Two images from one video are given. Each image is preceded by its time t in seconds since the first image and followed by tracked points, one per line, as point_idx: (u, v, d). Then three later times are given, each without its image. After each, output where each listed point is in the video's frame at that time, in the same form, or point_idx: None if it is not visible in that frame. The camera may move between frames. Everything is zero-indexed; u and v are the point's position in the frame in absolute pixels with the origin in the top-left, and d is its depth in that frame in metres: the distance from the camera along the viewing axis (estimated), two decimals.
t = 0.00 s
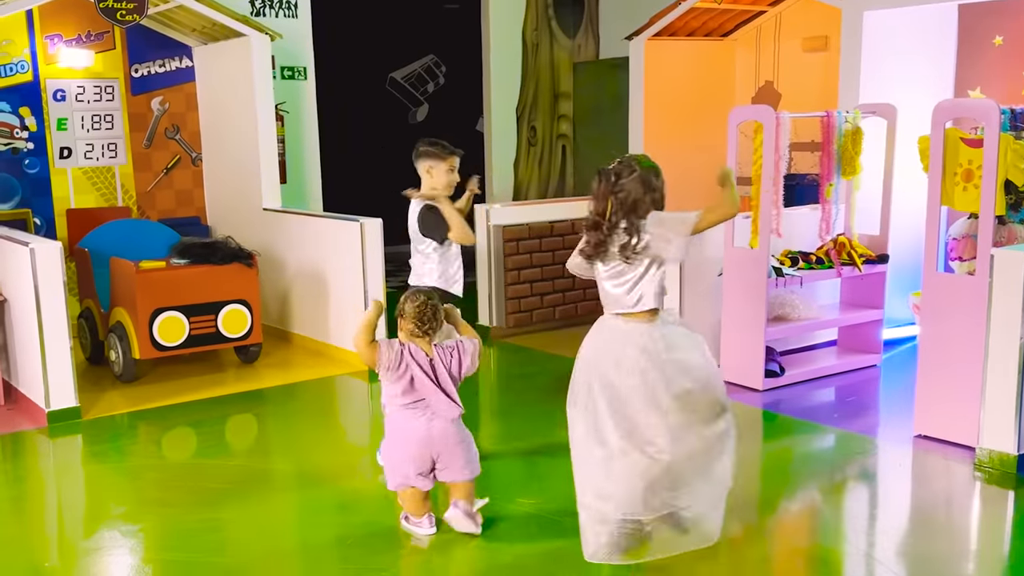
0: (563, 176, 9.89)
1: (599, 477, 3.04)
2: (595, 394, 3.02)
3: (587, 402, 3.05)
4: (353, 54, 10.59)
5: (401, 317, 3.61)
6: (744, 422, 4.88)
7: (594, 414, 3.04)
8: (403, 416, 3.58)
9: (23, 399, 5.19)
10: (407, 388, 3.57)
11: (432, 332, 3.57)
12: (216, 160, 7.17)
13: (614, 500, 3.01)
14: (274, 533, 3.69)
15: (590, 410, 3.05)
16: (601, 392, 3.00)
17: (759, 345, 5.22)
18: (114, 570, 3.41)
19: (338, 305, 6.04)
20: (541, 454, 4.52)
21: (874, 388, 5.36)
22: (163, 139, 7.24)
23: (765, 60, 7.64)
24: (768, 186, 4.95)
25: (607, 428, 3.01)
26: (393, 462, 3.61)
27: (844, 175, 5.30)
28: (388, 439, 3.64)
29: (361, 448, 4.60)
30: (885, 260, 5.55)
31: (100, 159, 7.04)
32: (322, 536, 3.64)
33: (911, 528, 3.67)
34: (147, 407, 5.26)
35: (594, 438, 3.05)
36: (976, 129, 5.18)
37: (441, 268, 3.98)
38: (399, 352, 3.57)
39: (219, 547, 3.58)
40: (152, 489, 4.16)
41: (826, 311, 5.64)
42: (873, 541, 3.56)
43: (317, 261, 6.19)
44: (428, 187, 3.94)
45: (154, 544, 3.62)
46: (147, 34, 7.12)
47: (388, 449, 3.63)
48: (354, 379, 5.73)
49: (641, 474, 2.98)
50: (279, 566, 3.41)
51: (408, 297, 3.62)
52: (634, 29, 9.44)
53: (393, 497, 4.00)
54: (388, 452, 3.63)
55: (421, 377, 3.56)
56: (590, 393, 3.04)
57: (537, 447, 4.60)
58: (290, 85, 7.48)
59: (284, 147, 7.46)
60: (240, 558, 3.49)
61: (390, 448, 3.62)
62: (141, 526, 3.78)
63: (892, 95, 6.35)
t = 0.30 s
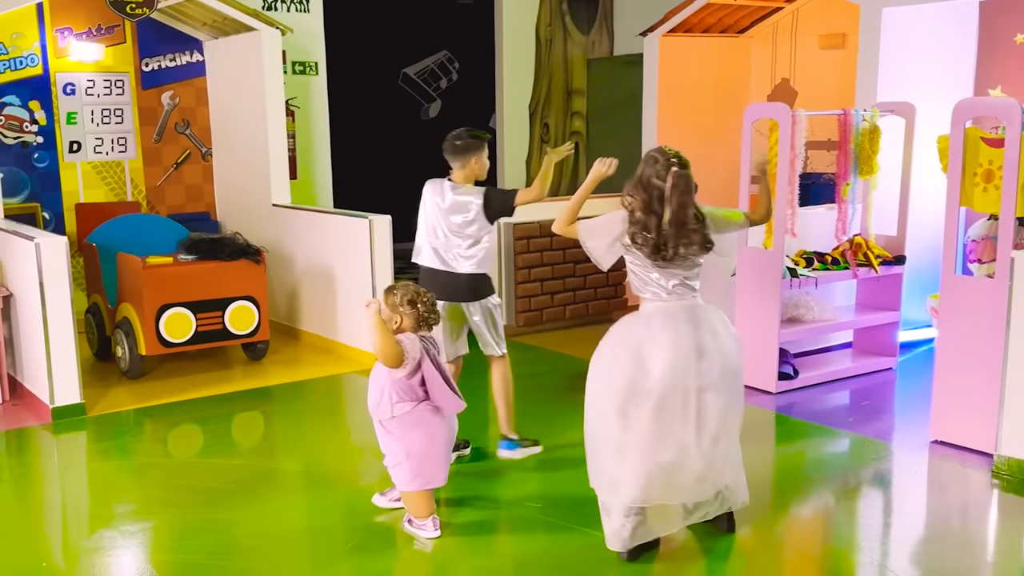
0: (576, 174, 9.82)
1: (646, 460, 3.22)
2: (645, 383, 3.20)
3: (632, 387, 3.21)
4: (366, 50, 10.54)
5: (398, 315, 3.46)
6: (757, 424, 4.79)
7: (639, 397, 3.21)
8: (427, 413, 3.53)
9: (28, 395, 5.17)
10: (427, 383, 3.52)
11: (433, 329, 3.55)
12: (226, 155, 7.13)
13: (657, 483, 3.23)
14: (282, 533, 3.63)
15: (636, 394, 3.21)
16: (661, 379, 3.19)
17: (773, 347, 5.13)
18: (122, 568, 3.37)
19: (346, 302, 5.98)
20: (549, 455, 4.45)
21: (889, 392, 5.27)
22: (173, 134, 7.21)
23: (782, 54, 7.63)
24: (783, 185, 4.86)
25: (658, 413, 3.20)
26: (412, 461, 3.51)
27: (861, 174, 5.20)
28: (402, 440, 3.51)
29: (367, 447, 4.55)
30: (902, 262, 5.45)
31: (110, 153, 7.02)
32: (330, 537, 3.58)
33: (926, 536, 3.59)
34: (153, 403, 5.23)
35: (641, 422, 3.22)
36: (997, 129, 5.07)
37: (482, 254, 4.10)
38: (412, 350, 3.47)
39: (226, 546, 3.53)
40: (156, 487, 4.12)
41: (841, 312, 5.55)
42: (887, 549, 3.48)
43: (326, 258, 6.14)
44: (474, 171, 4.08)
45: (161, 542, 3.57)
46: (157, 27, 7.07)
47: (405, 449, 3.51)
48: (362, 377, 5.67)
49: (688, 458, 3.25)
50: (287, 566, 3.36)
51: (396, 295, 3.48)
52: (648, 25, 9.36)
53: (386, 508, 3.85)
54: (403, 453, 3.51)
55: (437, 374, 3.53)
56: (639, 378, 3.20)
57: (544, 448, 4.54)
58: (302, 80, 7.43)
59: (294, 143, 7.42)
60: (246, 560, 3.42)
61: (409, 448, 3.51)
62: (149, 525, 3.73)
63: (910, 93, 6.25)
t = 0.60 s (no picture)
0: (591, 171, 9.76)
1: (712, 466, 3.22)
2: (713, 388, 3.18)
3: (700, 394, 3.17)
4: (381, 46, 10.52)
5: (412, 303, 3.49)
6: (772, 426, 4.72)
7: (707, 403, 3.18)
8: (443, 392, 3.59)
9: (39, 390, 5.15)
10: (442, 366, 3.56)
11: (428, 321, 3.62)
12: (240, 150, 7.10)
13: (719, 476, 3.23)
14: (291, 532, 3.59)
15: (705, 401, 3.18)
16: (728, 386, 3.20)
17: (789, 348, 5.05)
18: (132, 567, 3.33)
19: (358, 299, 5.94)
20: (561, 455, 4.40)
21: (907, 395, 5.18)
22: (186, 129, 7.18)
23: (801, 52, 7.55)
24: (801, 184, 4.78)
25: (725, 419, 3.21)
26: (436, 441, 3.51)
27: (880, 173, 5.11)
28: (428, 421, 3.50)
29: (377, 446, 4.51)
30: (922, 263, 5.36)
31: (124, 148, 7.01)
32: (341, 536, 3.54)
33: (944, 542, 3.51)
34: (164, 400, 5.20)
35: (708, 429, 3.20)
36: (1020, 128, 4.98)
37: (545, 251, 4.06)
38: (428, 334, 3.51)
39: (236, 545, 3.49)
40: (164, 485, 4.09)
41: (859, 313, 5.47)
42: (905, 555, 3.40)
43: (338, 255, 6.10)
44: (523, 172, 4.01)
45: (170, 541, 3.54)
46: (172, 22, 7.05)
47: (431, 429, 3.50)
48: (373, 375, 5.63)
49: (742, 460, 3.30)
50: (296, 565, 3.32)
51: (404, 286, 3.50)
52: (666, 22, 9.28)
53: (390, 514, 3.73)
54: (429, 432, 3.49)
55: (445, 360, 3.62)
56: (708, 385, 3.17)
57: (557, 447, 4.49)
58: (316, 76, 7.40)
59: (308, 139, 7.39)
60: (255, 559, 3.38)
61: (434, 426, 3.51)
62: (159, 522, 3.70)
63: (931, 91, 6.15)
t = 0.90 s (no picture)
0: (607, 169, 9.70)
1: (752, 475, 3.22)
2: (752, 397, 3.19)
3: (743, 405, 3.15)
4: (397, 42, 10.49)
5: (439, 305, 3.44)
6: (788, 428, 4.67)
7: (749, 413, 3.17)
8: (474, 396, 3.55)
9: (51, 385, 5.16)
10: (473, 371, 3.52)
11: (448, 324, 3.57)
12: (254, 146, 7.09)
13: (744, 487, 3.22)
14: (304, 530, 3.57)
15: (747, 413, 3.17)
16: (766, 395, 3.20)
17: (806, 349, 5.00)
18: (143, 565, 3.31)
19: (371, 297, 5.92)
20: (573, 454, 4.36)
21: (926, 397, 5.11)
22: (201, 125, 7.19)
23: (820, 51, 7.51)
24: (819, 184, 4.71)
25: (764, 429, 3.21)
26: (472, 445, 3.49)
27: (900, 172, 5.04)
28: (465, 425, 3.46)
29: (389, 444, 4.48)
30: (941, 263, 5.29)
31: (139, 143, 7.01)
32: (354, 534, 3.52)
33: (962, 547, 3.45)
34: (176, 396, 5.19)
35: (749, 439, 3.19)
36: None
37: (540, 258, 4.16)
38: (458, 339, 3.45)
39: (247, 544, 3.46)
40: (175, 482, 4.08)
41: (877, 314, 5.41)
42: (922, 559, 3.35)
43: (351, 252, 6.08)
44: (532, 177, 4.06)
45: (181, 539, 3.52)
46: (187, 18, 7.05)
47: (468, 433, 3.47)
48: (385, 373, 5.60)
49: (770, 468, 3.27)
50: (308, 564, 3.29)
51: (430, 288, 3.44)
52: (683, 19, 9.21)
53: (401, 513, 3.69)
54: (467, 437, 3.47)
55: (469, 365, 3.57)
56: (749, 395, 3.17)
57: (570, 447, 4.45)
58: (331, 72, 7.37)
59: (322, 135, 7.37)
60: (266, 557, 3.36)
61: (471, 431, 3.48)
62: (169, 520, 3.68)
63: (952, 87, 6.07)
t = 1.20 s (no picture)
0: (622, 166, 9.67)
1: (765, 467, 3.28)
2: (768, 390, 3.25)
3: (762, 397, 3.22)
4: (411, 38, 10.48)
5: (461, 302, 3.41)
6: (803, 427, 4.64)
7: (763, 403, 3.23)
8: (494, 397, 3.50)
9: (66, 381, 5.17)
10: (495, 374, 3.44)
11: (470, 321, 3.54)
12: (268, 142, 7.09)
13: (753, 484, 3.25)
14: (316, 528, 3.56)
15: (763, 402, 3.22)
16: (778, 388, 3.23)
17: (822, 348, 4.96)
18: (156, 561, 3.31)
19: (385, 294, 5.91)
20: (587, 452, 4.34)
21: (943, 397, 5.07)
22: (216, 121, 7.20)
23: (837, 45, 7.56)
24: (837, 182, 4.67)
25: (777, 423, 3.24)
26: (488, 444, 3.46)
27: (918, 170, 4.99)
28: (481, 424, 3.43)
29: (402, 441, 4.47)
30: (960, 262, 5.24)
31: (154, 139, 7.02)
32: (366, 532, 3.50)
33: (978, 548, 3.42)
34: (189, 392, 5.20)
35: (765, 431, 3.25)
36: None
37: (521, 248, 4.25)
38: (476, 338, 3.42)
39: (259, 541, 3.45)
40: (188, 477, 4.08)
41: (894, 314, 5.37)
42: (938, 561, 3.31)
43: (365, 248, 6.07)
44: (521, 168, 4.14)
45: (194, 535, 3.52)
46: (202, 14, 7.06)
47: (484, 433, 3.44)
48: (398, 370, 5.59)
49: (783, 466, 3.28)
50: (320, 562, 3.28)
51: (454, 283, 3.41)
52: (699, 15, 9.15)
53: (424, 514, 3.64)
54: (482, 436, 3.44)
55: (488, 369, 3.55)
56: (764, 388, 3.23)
57: (585, 445, 4.42)
58: (346, 68, 7.37)
59: (336, 132, 7.36)
60: (278, 554, 3.36)
61: (487, 430, 3.45)
62: (182, 516, 3.68)
63: (973, 84, 6.00)
